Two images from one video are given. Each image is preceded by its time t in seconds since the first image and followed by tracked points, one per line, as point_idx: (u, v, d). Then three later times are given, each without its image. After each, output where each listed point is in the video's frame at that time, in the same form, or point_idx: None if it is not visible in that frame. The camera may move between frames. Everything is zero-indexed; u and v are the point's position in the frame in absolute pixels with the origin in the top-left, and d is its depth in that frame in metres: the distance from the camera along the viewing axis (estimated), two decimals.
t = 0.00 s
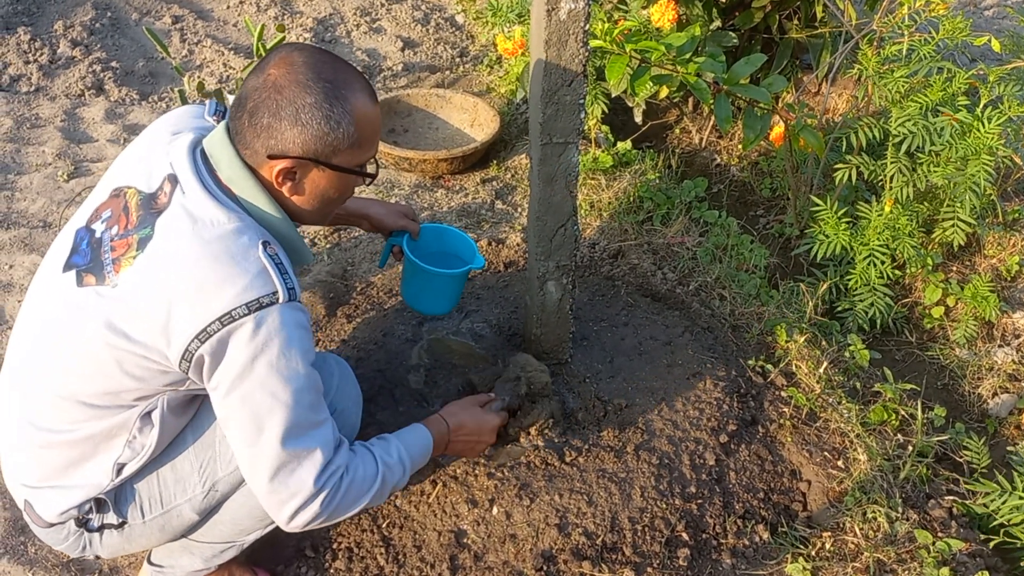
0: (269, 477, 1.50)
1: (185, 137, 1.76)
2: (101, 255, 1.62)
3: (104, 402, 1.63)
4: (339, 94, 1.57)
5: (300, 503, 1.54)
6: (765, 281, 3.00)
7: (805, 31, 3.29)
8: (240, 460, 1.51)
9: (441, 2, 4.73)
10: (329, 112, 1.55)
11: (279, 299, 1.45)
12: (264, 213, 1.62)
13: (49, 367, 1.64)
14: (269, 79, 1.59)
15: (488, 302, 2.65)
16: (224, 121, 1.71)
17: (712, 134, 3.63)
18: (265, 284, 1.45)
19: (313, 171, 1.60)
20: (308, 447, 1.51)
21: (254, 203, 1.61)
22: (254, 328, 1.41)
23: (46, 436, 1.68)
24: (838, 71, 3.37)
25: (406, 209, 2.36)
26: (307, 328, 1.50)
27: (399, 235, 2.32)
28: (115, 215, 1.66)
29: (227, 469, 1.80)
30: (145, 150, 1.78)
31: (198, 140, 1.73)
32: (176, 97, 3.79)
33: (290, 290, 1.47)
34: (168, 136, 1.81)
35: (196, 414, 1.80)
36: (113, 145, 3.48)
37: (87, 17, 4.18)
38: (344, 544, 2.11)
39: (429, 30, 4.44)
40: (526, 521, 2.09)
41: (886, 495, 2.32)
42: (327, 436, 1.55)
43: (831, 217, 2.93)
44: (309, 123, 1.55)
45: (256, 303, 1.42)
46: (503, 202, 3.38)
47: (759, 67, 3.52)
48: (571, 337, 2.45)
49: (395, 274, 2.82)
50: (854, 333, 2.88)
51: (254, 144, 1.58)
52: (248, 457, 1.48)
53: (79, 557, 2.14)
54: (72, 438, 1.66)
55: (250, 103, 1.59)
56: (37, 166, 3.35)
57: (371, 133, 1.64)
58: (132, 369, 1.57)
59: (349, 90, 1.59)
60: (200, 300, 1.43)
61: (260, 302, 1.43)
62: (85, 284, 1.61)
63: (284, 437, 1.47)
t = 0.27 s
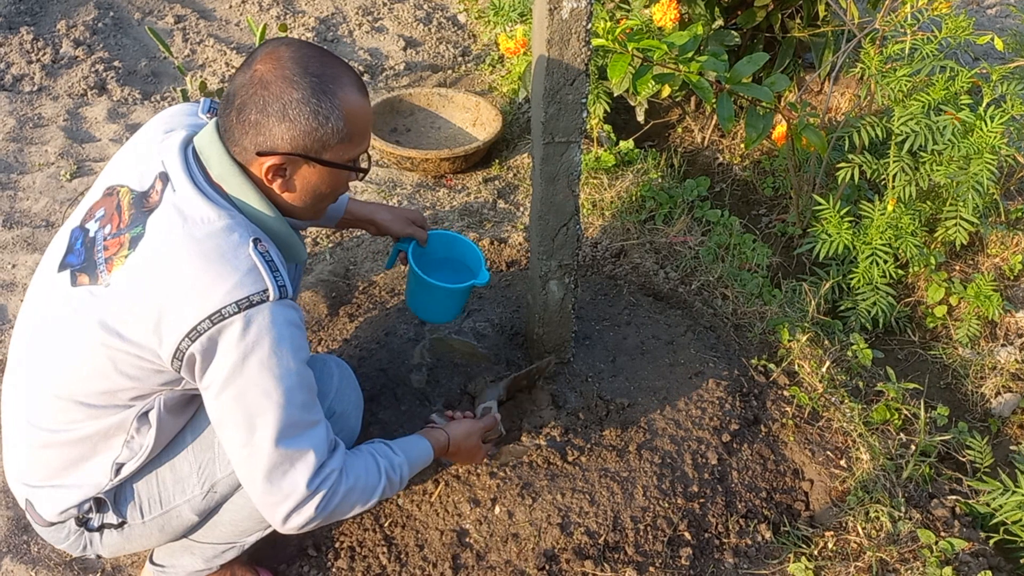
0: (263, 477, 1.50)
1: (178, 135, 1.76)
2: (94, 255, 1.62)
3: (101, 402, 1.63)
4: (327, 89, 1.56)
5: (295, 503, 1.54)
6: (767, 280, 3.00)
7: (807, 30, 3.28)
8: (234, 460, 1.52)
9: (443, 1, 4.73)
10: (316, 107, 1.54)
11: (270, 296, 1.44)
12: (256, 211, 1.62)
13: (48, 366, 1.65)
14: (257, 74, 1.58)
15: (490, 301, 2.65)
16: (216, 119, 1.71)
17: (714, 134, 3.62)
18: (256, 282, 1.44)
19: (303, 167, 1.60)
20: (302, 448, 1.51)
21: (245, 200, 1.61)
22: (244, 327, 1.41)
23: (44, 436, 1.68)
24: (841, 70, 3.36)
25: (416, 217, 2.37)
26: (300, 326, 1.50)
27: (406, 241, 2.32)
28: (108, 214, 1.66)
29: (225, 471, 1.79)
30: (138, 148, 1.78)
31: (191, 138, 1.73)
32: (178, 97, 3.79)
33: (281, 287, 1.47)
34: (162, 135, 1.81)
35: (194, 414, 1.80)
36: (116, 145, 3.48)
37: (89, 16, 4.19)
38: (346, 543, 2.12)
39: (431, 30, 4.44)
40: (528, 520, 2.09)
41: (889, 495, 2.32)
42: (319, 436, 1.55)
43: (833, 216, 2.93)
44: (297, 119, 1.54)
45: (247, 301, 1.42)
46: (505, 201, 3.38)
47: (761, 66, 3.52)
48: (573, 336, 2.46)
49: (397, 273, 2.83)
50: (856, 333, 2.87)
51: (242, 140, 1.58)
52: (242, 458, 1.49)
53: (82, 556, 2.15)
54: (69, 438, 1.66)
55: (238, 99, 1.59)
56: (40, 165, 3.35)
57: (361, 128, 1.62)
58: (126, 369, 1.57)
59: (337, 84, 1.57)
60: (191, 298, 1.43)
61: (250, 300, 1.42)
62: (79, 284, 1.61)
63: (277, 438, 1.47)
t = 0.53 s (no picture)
0: (255, 478, 1.51)
1: (166, 137, 1.76)
2: (83, 256, 1.62)
3: (94, 404, 1.64)
4: (311, 90, 1.56)
5: (289, 502, 1.55)
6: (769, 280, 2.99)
7: (809, 30, 3.28)
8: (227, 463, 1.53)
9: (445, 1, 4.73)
10: (300, 109, 1.55)
11: (250, 296, 1.44)
12: (241, 213, 1.62)
13: (42, 368, 1.65)
14: (241, 76, 1.59)
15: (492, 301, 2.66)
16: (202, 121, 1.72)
17: (716, 134, 3.62)
18: (236, 282, 1.44)
19: (288, 169, 1.60)
20: (292, 447, 1.52)
21: (229, 201, 1.61)
22: (224, 331, 1.41)
23: (39, 438, 1.69)
24: (843, 70, 3.36)
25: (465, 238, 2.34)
26: (282, 325, 1.49)
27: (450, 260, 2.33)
28: (97, 216, 1.67)
29: (223, 470, 1.78)
30: (128, 150, 1.79)
31: (178, 140, 1.74)
32: (180, 97, 3.79)
33: (262, 288, 1.47)
34: (152, 135, 1.82)
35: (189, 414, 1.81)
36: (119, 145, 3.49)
37: (91, 17, 4.19)
38: (348, 543, 2.12)
39: (433, 30, 4.44)
40: (530, 520, 2.09)
41: (891, 495, 2.32)
42: (310, 433, 1.55)
43: (836, 216, 2.93)
44: (281, 121, 1.55)
45: (227, 301, 1.42)
46: (507, 201, 3.38)
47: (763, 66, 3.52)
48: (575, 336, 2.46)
49: (399, 273, 2.83)
50: (859, 333, 2.87)
51: (227, 143, 1.58)
52: (233, 460, 1.50)
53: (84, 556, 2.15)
54: (63, 439, 1.67)
55: (222, 102, 1.59)
56: (42, 166, 3.36)
57: (348, 129, 1.62)
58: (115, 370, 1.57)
59: (322, 86, 1.58)
60: (174, 299, 1.43)
61: (230, 300, 1.42)
62: (68, 286, 1.62)
63: (264, 439, 1.48)
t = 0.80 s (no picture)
0: (290, 458, 1.52)
1: (149, 139, 1.77)
2: (69, 261, 1.63)
3: (84, 410, 1.64)
4: (290, 90, 1.55)
5: (330, 472, 1.56)
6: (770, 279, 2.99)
7: (810, 29, 3.28)
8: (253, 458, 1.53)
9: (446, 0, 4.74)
10: (280, 110, 1.54)
11: (235, 293, 1.45)
12: (221, 213, 1.63)
13: (32, 374, 1.66)
14: (218, 78, 1.57)
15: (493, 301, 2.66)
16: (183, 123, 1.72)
17: (717, 133, 3.62)
18: (220, 280, 1.45)
19: (271, 171, 1.60)
20: (315, 420, 1.52)
21: (206, 201, 1.61)
22: (217, 327, 1.41)
23: (32, 443, 1.70)
24: (845, 69, 3.36)
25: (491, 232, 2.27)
26: (268, 313, 1.50)
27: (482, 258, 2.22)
28: (83, 220, 1.67)
29: (218, 473, 1.78)
30: (111, 152, 1.79)
31: (158, 143, 1.74)
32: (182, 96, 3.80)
33: (247, 284, 1.48)
34: (135, 136, 1.82)
35: (183, 416, 1.81)
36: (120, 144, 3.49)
37: (92, 16, 4.19)
38: (349, 542, 2.12)
39: (434, 29, 4.44)
40: (531, 519, 2.09)
41: (892, 494, 2.32)
42: (328, 402, 1.56)
43: (836, 215, 2.93)
44: (261, 123, 1.54)
45: (212, 301, 1.42)
46: (508, 201, 3.38)
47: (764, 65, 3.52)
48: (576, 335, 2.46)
49: (399, 272, 2.83)
50: (860, 332, 2.87)
51: (208, 146, 1.58)
52: (258, 452, 1.50)
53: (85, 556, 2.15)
54: (55, 445, 1.68)
55: (201, 104, 1.59)
56: (44, 165, 3.36)
57: (330, 128, 1.61)
58: (103, 376, 1.57)
59: (302, 85, 1.56)
60: (157, 302, 1.43)
61: (215, 299, 1.42)
62: (54, 291, 1.62)
63: (284, 421, 1.48)
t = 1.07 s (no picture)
0: (304, 447, 1.52)
1: (144, 141, 1.77)
2: (67, 264, 1.63)
3: (82, 414, 1.64)
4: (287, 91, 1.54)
5: (347, 457, 1.56)
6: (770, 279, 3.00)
7: (810, 29, 3.28)
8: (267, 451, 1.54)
9: None
10: (276, 110, 1.54)
11: (232, 287, 1.45)
12: (218, 212, 1.63)
13: (31, 378, 1.66)
14: (214, 80, 1.58)
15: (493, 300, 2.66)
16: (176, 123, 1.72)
17: (717, 133, 3.63)
18: (215, 273, 1.45)
19: (269, 172, 1.60)
20: (325, 406, 1.53)
21: (201, 199, 1.62)
22: (219, 323, 1.41)
23: (31, 448, 1.70)
24: (845, 68, 3.36)
25: (483, 226, 2.30)
26: (268, 307, 1.51)
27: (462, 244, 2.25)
28: (80, 223, 1.68)
29: (218, 478, 1.78)
30: (107, 155, 1.80)
31: (153, 144, 1.75)
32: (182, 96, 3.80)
33: (243, 277, 1.48)
34: (131, 139, 1.82)
35: (184, 420, 1.79)
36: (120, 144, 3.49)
37: (92, 16, 4.19)
38: (349, 542, 2.13)
39: (434, 29, 4.44)
40: (531, 518, 2.09)
41: (892, 494, 2.33)
42: (337, 388, 1.56)
43: (836, 215, 2.93)
44: (258, 124, 1.53)
45: (209, 296, 1.42)
46: (508, 200, 3.38)
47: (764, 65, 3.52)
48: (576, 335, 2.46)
49: (400, 272, 2.83)
50: (859, 331, 2.87)
51: (205, 148, 1.58)
52: (270, 444, 1.51)
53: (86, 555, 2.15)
54: (54, 449, 1.68)
55: (198, 107, 1.59)
56: (44, 165, 3.36)
57: (328, 127, 1.61)
58: (102, 379, 1.56)
59: (298, 85, 1.56)
60: (153, 301, 1.43)
61: (213, 293, 1.42)
62: (52, 295, 1.63)
63: (294, 410, 1.49)
